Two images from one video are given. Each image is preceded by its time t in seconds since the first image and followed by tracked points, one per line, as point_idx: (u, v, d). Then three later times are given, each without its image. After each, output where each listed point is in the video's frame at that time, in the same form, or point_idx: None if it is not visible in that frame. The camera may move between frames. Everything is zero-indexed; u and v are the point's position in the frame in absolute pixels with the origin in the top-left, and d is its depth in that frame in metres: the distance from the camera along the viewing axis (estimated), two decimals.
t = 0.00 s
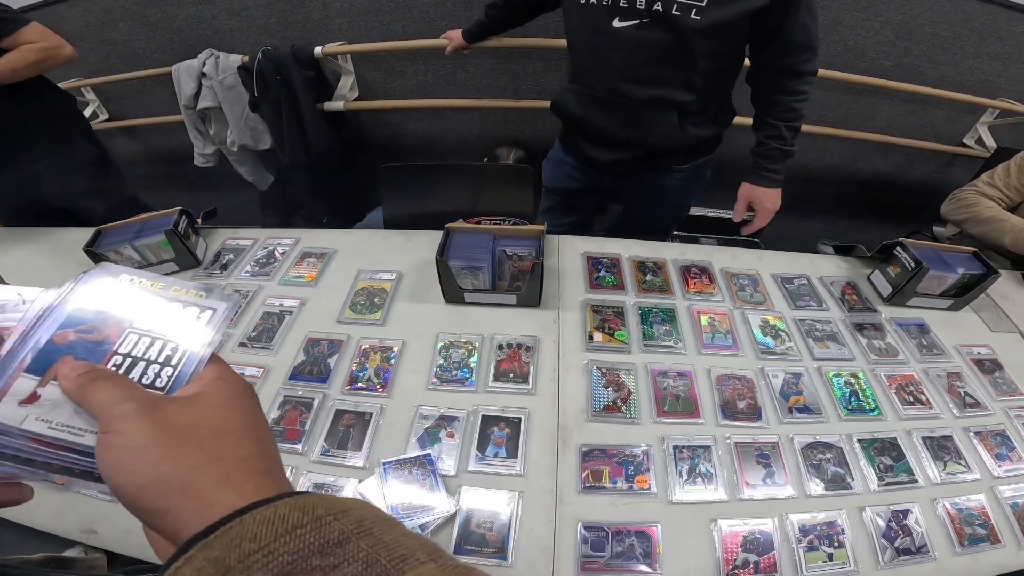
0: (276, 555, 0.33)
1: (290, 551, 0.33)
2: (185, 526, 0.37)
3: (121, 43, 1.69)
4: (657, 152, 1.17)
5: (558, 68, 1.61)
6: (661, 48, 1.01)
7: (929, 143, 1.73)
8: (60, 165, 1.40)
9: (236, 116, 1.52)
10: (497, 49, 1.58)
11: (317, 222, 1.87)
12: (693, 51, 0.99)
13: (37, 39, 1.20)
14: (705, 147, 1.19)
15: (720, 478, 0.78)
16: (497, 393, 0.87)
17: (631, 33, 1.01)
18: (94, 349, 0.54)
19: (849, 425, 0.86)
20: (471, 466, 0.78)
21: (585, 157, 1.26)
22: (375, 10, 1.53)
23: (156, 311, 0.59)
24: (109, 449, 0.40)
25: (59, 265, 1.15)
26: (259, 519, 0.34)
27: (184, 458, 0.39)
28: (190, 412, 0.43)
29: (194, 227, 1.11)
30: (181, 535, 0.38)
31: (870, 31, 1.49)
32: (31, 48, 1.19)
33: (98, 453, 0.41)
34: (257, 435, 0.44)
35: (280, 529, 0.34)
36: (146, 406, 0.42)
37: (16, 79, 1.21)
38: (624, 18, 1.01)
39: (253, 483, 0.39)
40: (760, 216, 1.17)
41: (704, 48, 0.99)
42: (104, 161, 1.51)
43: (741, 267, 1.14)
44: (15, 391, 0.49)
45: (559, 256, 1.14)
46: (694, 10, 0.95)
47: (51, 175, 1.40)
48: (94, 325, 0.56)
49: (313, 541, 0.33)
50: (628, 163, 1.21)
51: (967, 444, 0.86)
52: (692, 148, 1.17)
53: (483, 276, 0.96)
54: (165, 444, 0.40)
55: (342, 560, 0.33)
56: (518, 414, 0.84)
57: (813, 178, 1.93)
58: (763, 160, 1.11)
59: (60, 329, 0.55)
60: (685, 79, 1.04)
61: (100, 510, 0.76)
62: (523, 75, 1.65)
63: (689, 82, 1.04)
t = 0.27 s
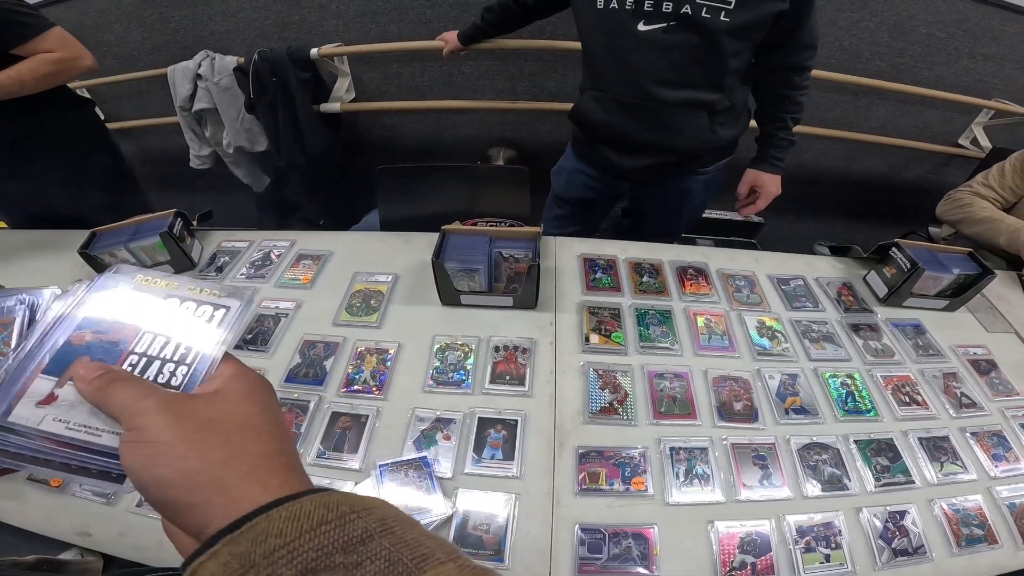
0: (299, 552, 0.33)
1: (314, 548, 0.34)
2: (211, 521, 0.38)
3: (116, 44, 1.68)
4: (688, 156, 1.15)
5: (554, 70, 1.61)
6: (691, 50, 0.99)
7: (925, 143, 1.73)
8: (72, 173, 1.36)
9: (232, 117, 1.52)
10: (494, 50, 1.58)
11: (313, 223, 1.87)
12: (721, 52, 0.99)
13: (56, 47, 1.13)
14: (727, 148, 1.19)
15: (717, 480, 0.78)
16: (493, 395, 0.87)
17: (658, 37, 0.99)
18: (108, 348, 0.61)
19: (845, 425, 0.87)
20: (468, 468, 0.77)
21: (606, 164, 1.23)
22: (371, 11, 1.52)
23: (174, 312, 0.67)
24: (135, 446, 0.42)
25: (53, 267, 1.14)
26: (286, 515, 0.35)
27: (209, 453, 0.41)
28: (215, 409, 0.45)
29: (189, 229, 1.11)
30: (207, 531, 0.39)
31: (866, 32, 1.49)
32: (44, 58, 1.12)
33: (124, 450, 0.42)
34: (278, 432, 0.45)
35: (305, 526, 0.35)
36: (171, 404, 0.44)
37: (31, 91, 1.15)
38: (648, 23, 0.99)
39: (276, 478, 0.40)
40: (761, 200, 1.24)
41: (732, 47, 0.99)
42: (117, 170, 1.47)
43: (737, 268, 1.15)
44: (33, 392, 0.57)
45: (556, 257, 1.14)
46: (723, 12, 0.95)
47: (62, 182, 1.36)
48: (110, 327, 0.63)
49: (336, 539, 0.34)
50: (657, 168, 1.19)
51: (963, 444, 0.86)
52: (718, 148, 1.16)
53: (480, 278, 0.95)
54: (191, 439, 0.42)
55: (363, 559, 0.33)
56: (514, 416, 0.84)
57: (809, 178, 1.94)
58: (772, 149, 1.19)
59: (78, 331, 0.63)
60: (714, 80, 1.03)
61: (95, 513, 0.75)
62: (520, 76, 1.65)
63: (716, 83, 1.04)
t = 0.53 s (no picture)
0: (306, 552, 0.33)
1: (321, 548, 0.34)
2: (216, 521, 0.38)
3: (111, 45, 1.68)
4: (704, 157, 1.14)
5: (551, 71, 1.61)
6: (710, 50, 0.98)
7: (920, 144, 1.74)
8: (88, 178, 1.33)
9: (228, 119, 1.52)
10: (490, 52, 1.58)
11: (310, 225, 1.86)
12: (737, 50, 0.99)
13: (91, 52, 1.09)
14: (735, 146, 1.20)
15: (714, 481, 0.78)
16: (491, 398, 0.87)
17: (676, 40, 0.96)
18: (101, 356, 0.61)
19: (842, 426, 0.87)
20: (465, 471, 0.77)
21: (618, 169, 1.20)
22: (367, 12, 1.52)
23: (164, 315, 0.66)
24: (139, 445, 0.41)
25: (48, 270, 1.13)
26: (292, 515, 0.35)
27: (213, 452, 0.41)
28: (218, 408, 0.44)
29: (185, 231, 1.11)
30: (212, 531, 0.38)
31: (861, 33, 1.50)
32: (75, 62, 1.07)
33: (127, 449, 0.42)
34: (282, 432, 0.45)
35: (311, 526, 0.35)
36: (175, 402, 0.43)
37: (58, 96, 1.10)
38: (665, 26, 0.95)
39: (281, 478, 0.40)
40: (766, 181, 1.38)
41: (747, 46, 0.99)
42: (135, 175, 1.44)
43: (733, 269, 1.15)
44: (32, 406, 0.57)
45: (553, 259, 1.14)
46: (739, 14, 0.95)
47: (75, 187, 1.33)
48: (99, 335, 0.63)
49: (344, 539, 0.34)
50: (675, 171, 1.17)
51: (960, 445, 0.86)
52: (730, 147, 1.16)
53: (477, 280, 0.95)
54: (195, 438, 0.41)
55: (371, 559, 0.34)
56: (512, 418, 0.84)
57: (806, 179, 1.94)
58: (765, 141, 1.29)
59: (66, 341, 0.62)
60: (729, 79, 1.03)
61: (91, 516, 0.75)
62: (517, 77, 1.65)
63: (730, 82, 1.03)
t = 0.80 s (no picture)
0: (308, 555, 0.33)
1: (323, 551, 0.34)
2: (223, 521, 0.38)
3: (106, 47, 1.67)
4: (710, 154, 1.14)
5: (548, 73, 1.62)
6: (714, 50, 0.98)
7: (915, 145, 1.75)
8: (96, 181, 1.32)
9: (224, 121, 1.51)
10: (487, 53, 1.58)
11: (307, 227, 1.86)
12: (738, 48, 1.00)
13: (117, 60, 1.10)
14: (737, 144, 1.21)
15: (714, 483, 0.78)
16: (490, 400, 0.86)
17: (680, 41, 0.97)
18: (107, 356, 0.61)
19: (841, 427, 0.87)
20: (465, 473, 0.77)
21: (624, 170, 1.20)
22: (364, 14, 1.52)
23: (165, 316, 0.67)
24: (148, 441, 0.41)
25: (44, 272, 1.13)
26: (293, 518, 0.35)
27: (222, 451, 0.40)
28: (229, 407, 0.44)
29: (181, 233, 1.10)
30: (217, 532, 0.38)
31: (857, 34, 1.51)
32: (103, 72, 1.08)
33: (135, 445, 0.41)
34: (289, 434, 0.44)
35: (313, 529, 0.34)
36: (186, 399, 0.43)
37: (85, 107, 1.10)
38: (670, 26, 0.96)
39: (288, 480, 0.40)
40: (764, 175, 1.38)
41: (747, 44, 1.00)
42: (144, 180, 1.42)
43: (731, 270, 1.15)
44: (37, 406, 0.57)
45: (551, 260, 1.14)
46: (740, 14, 0.96)
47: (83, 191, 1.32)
48: (103, 336, 0.63)
49: (346, 542, 0.34)
50: (680, 171, 1.17)
51: (959, 445, 0.86)
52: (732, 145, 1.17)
53: (475, 283, 0.95)
54: (205, 436, 0.41)
55: (373, 562, 0.33)
56: (511, 421, 0.83)
57: (803, 180, 1.95)
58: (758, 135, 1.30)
59: (70, 342, 0.63)
60: (731, 76, 1.03)
61: (88, 520, 0.74)
62: (514, 79, 1.65)
63: (732, 80, 1.04)
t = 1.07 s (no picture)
0: (310, 556, 0.33)
1: (326, 552, 0.33)
2: (226, 521, 0.37)
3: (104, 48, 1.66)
4: (705, 154, 1.14)
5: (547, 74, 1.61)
6: (710, 49, 0.98)
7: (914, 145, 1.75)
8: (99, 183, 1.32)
9: (223, 122, 1.50)
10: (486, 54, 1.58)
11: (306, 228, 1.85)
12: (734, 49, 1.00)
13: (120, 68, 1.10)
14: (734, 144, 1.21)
15: (715, 484, 0.78)
16: (490, 401, 0.86)
17: (676, 40, 0.97)
18: (109, 355, 0.61)
19: (842, 428, 0.87)
20: (465, 475, 0.77)
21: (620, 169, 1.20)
22: (363, 15, 1.52)
23: (168, 315, 0.67)
24: (152, 441, 0.41)
25: (42, 274, 1.12)
26: (296, 519, 0.35)
27: (227, 451, 0.40)
28: (233, 407, 0.44)
29: (180, 235, 1.10)
30: (220, 532, 0.38)
31: (855, 35, 1.51)
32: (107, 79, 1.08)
33: (139, 444, 0.41)
34: (292, 435, 0.44)
35: (316, 530, 0.34)
36: (191, 399, 0.43)
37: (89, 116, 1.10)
38: (665, 25, 0.96)
39: (292, 480, 0.40)
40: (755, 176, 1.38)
41: (744, 45, 1.00)
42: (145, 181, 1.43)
43: (730, 271, 1.15)
44: (36, 403, 0.57)
45: (551, 261, 1.14)
46: (737, 15, 0.96)
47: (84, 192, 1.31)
48: (106, 334, 0.63)
49: (349, 543, 0.34)
50: (678, 169, 1.17)
51: (959, 445, 0.86)
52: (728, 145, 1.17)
53: (475, 284, 0.95)
54: (209, 436, 0.41)
55: (375, 563, 0.33)
56: (511, 422, 0.83)
57: (802, 180, 1.95)
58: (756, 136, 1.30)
59: (72, 340, 0.62)
60: (728, 76, 1.03)
61: (88, 522, 0.74)
62: (513, 79, 1.65)
63: (728, 80, 1.04)
